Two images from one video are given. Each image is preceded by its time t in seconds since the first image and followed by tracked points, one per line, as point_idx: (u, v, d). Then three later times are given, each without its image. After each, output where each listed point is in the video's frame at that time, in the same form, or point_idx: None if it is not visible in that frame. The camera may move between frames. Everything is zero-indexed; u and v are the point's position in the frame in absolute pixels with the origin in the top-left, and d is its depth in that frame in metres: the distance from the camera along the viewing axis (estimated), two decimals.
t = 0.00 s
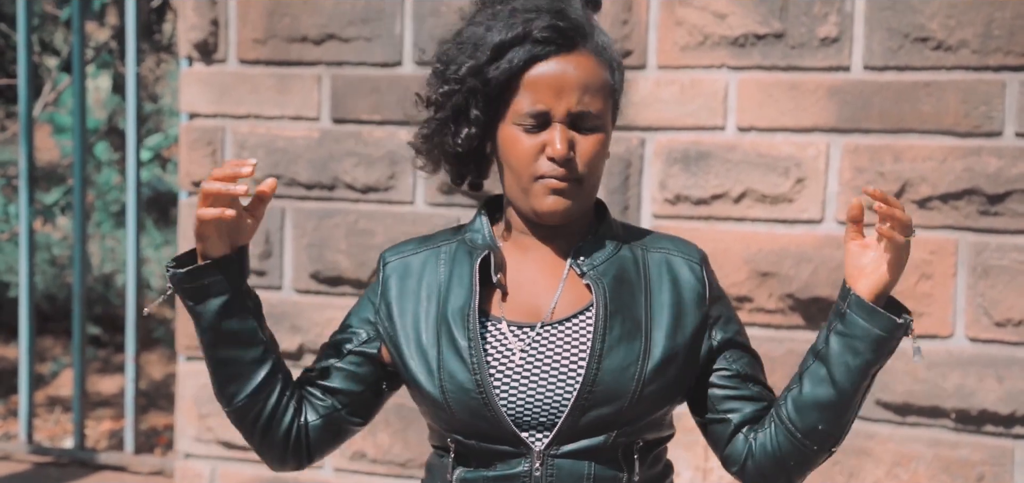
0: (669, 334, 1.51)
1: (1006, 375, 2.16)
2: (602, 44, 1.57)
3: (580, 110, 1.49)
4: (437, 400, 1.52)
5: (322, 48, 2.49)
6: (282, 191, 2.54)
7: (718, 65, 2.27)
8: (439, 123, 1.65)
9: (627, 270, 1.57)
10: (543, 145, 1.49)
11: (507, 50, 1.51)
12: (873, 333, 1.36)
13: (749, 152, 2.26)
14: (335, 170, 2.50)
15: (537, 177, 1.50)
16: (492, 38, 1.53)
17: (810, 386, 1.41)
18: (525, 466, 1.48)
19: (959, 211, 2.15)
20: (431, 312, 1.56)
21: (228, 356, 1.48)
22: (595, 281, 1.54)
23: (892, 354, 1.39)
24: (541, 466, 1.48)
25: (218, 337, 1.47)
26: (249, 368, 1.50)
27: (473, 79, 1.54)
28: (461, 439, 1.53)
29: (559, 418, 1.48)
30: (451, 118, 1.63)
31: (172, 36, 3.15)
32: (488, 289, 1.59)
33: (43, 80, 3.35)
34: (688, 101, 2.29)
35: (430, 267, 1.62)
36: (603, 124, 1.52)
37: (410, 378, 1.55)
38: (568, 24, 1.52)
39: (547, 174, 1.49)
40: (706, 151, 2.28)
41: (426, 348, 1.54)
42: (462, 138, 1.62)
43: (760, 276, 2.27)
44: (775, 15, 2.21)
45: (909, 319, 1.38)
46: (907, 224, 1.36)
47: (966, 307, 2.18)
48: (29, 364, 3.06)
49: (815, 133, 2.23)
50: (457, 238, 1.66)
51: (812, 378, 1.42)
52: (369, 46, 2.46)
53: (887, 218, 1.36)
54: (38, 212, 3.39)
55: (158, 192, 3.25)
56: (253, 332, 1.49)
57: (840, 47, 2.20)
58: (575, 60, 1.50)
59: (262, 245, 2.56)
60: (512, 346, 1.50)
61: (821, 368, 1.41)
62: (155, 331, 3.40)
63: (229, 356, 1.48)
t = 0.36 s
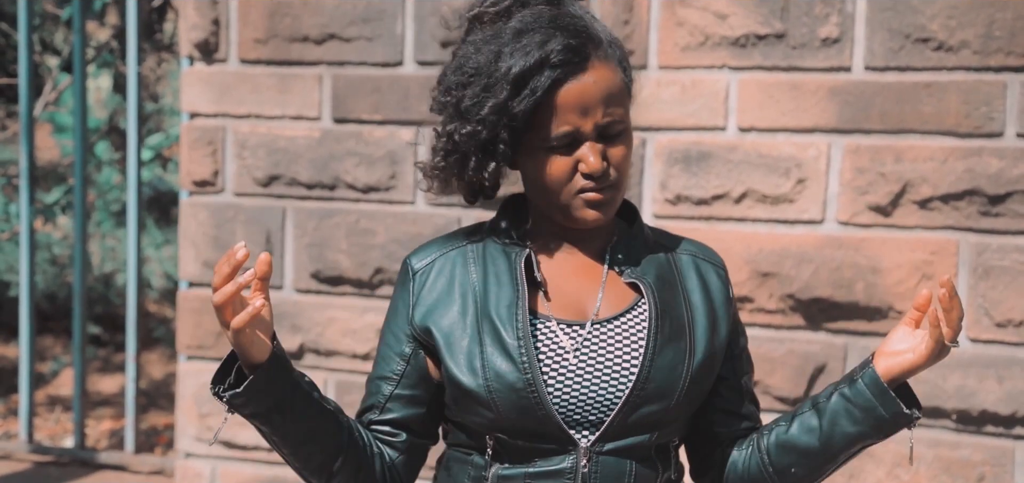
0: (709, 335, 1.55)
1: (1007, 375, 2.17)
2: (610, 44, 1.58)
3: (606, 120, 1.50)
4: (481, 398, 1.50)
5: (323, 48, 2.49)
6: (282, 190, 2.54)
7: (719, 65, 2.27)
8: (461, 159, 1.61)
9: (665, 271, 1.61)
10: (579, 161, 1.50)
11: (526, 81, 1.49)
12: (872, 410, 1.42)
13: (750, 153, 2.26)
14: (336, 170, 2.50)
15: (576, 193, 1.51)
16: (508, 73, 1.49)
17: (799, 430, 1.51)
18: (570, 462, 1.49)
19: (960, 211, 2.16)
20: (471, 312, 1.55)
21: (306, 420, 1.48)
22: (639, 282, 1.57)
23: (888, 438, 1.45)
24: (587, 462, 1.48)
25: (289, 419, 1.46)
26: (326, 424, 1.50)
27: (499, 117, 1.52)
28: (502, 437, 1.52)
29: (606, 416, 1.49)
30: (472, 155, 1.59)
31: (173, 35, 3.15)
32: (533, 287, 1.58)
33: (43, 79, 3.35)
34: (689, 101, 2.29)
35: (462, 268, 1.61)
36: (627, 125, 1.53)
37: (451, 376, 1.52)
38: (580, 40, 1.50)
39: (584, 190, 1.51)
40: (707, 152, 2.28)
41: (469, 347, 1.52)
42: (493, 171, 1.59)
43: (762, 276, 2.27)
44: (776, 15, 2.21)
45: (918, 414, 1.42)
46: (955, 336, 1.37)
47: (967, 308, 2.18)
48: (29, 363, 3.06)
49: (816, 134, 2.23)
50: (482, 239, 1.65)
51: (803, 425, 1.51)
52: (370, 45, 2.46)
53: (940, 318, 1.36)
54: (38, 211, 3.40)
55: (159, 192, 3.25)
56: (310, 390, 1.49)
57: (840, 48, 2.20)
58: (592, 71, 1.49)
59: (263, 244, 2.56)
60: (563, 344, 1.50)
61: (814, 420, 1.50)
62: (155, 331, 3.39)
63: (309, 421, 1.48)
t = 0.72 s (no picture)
0: (696, 324, 1.51)
1: (1008, 373, 2.16)
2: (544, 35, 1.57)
3: (549, 106, 1.49)
4: (466, 407, 1.51)
5: (323, 46, 2.49)
6: (282, 188, 2.54)
7: (719, 63, 2.27)
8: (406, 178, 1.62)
9: (650, 259, 1.56)
10: (532, 152, 1.49)
11: (452, 86, 1.50)
12: (894, 371, 1.37)
13: (750, 151, 2.26)
14: (336, 167, 2.49)
15: (539, 185, 1.50)
16: (434, 83, 1.51)
17: (824, 399, 1.44)
18: (562, 464, 1.48)
19: (960, 209, 2.15)
20: (455, 321, 1.56)
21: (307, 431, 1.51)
22: (620, 274, 1.53)
23: (912, 394, 1.39)
24: (578, 463, 1.48)
25: (287, 427, 1.49)
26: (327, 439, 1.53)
27: (436, 127, 1.53)
28: (495, 441, 1.53)
29: (593, 416, 1.48)
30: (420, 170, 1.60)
31: (173, 33, 3.14)
32: (512, 293, 1.57)
33: (43, 77, 3.35)
34: (689, 99, 2.29)
35: (449, 276, 1.61)
36: (576, 106, 1.51)
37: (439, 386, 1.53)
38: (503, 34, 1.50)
39: (545, 182, 1.49)
40: (707, 149, 2.28)
41: (452, 357, 1.54)
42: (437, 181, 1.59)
43: (762, 273, 2.27)
44: (776, 13, 2.21)
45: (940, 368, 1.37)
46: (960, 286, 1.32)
47: (968, 305, 2.18)
48: (29, 361, 3.06)
49: (817, 131, 2.23)
50: (471, 245, 1.65)
51: (827, 394, 1.44)
52: (370, 43, 2.46)
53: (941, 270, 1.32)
54: (38, 209, 3.38)
55: (159, 190, 3.25)
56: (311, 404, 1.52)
57: (841, 45, 2.19)
58: (518, 61, 1.49)
59: (263, 242, 2.56)
60: (541, 347, 1.49)
61: (839, 386, 1.43)
62: (155, 329, 3.45)
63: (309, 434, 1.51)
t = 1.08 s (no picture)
0: (663, 334, 1.47)
1: (1009, 371, 2.16)
2: (543, 29, 1.55)
3: (525, 106, 1.49)
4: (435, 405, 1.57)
5: (323, 44, 2.48)
6: (282, 186, 2.54)
7: (720, 60, 2.26)
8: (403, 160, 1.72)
9: (628, 267, 1.53)
10: (501, 151, 1.50)
11: (431, 76, 1.57)
12: (827, 464, 1.36)
13: (750, 148, 2.25)
14: (336, 165, 2.49)
15: (506, 183, 1.51)
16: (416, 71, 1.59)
17: (762, 460, 1.44)
18: (520, 464, 1.49)
19: (961, 207, 2.15)
20: (430, 318, 1.61)
21: (303, 464, 1.64)
22: (590, 281, 1.51)
23: None
24: (534, 464, 1.48)
25: (282, 466, 1.63)
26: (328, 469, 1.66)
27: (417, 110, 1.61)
28: (463, 438, 1.56)
29: (548, 418, 1.47)
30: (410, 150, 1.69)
31: (173, 31, 3.13)
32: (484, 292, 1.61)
33: (43, 75, 3.35)
34: (690, 96, 2.29)
35: (435, 273, 1.66)
36: (555, 109, 1.49)
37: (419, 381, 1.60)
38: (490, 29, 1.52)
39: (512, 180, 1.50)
40: (708, 147, 2.28)
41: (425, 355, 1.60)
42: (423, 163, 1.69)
43: (762, 272, 2.27)
44: (777, 10, 2.21)
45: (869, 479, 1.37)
46: (897, 426, 1.28)
47: (969, 304, 2.17)
48: (29, 359, 3.06)
49: (818, 129, 2.23)
50: (468, 240, 1.68)
51: (767, 455, 1.44)
52: (370, 41, 2.46)
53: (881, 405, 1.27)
54: (39, 208, 3.38)
55: (159, 188, 3.25)
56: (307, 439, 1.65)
57: (842, 43, 2.19)
58: (501, 58, 1.51)
59: (264, 240, 2.56)
60: (493, 346, 1.51)
61: (780, 457, 1.42)
62: (155, 327, 3.38)
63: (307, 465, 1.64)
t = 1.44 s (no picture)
0: (651, 344, 1.44)
1: (1008, 373, 2.16)
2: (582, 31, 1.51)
3: (553, 94, 1.44)
4: (409, 390, 1.48)
5: (322, 46, 2.48)
6: (281, 188, 2.53)
7: (718, 62, 2.26)
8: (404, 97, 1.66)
9: (616, 273, 1.49)
10: (518, 132, 1.44)
11: (464, 41, 1.49)
12: (819, 405, 1.33)
13: (750, 150, 2.25)
14: (335, 167, 2.49)
15: (517, 165, 1.45)
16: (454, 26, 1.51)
17: (749, 436, 1.40)
18: (492, 461, 1.43)
19: (960, 209, 2.15)
20: (408, 298, 1.52)
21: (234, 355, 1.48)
22: (582, 284, 1.47)
23: (832, 440, 1.35)
24: (508, 462, 1.42)
25: (218, 351, 1.47)
26: (259, 373, 1.51)
27: (433, 63, 1.54)
28: (432, 428, 1.48)
29: (530, 416, 1.42)
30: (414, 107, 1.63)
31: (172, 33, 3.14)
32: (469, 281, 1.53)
33: (42, 77, 3.35)
34: (690, 98, 2.29)
35: (413, 252, 1.57)
36: (582, 108, 1.45)
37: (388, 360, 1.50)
38: (533, 14, 1.47)
39: (524, 164, 1.44)
40: (707, 149, 2.28)
41: (401, 335, 1.50)
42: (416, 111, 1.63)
43: (762, 273, 2.27)
44: (776, 12, 2.21)
45: (859, 412, 1.34)
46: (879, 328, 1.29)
47: (969, 305, 2.17)
48: (29, 361, 3.06)
49: (817, 130, 2.23)
50: (446, 224, 1.59)
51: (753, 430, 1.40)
52: (369, 43, 2.46)
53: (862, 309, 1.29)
54: (38, 210, 3.36)
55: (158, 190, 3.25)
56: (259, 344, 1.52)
57: (841, 45, 2.19)
58: (539, 46, 1.45)
59: (263, 242, 2.56)
60: (483, 336, 1.45)
61: (764, 423, 1.38)
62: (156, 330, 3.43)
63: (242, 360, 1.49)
